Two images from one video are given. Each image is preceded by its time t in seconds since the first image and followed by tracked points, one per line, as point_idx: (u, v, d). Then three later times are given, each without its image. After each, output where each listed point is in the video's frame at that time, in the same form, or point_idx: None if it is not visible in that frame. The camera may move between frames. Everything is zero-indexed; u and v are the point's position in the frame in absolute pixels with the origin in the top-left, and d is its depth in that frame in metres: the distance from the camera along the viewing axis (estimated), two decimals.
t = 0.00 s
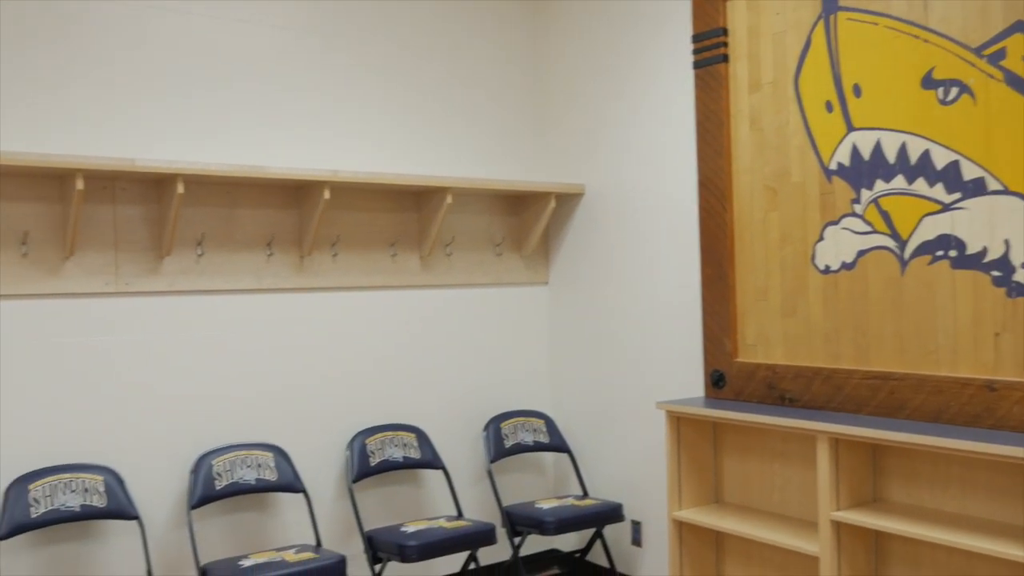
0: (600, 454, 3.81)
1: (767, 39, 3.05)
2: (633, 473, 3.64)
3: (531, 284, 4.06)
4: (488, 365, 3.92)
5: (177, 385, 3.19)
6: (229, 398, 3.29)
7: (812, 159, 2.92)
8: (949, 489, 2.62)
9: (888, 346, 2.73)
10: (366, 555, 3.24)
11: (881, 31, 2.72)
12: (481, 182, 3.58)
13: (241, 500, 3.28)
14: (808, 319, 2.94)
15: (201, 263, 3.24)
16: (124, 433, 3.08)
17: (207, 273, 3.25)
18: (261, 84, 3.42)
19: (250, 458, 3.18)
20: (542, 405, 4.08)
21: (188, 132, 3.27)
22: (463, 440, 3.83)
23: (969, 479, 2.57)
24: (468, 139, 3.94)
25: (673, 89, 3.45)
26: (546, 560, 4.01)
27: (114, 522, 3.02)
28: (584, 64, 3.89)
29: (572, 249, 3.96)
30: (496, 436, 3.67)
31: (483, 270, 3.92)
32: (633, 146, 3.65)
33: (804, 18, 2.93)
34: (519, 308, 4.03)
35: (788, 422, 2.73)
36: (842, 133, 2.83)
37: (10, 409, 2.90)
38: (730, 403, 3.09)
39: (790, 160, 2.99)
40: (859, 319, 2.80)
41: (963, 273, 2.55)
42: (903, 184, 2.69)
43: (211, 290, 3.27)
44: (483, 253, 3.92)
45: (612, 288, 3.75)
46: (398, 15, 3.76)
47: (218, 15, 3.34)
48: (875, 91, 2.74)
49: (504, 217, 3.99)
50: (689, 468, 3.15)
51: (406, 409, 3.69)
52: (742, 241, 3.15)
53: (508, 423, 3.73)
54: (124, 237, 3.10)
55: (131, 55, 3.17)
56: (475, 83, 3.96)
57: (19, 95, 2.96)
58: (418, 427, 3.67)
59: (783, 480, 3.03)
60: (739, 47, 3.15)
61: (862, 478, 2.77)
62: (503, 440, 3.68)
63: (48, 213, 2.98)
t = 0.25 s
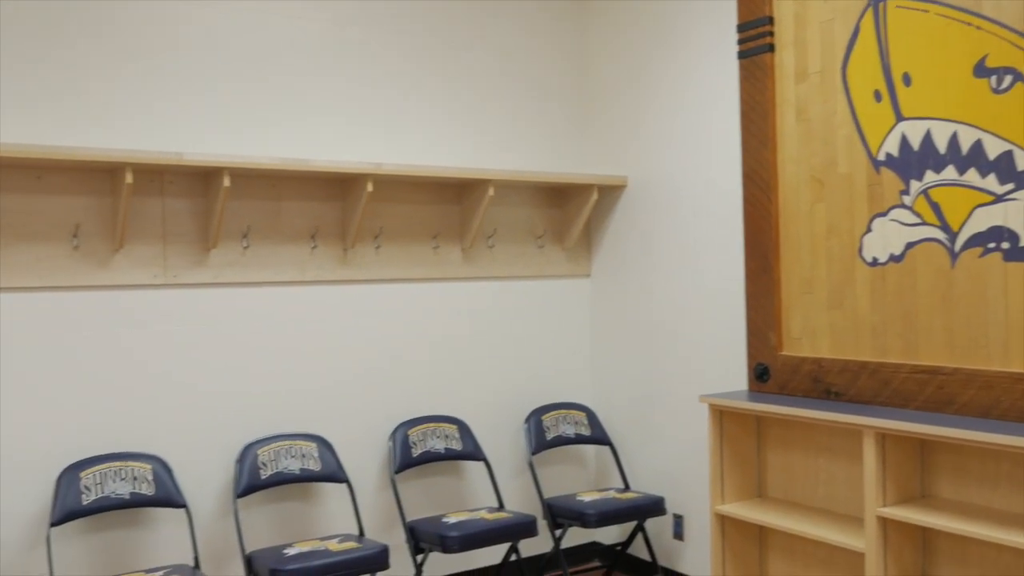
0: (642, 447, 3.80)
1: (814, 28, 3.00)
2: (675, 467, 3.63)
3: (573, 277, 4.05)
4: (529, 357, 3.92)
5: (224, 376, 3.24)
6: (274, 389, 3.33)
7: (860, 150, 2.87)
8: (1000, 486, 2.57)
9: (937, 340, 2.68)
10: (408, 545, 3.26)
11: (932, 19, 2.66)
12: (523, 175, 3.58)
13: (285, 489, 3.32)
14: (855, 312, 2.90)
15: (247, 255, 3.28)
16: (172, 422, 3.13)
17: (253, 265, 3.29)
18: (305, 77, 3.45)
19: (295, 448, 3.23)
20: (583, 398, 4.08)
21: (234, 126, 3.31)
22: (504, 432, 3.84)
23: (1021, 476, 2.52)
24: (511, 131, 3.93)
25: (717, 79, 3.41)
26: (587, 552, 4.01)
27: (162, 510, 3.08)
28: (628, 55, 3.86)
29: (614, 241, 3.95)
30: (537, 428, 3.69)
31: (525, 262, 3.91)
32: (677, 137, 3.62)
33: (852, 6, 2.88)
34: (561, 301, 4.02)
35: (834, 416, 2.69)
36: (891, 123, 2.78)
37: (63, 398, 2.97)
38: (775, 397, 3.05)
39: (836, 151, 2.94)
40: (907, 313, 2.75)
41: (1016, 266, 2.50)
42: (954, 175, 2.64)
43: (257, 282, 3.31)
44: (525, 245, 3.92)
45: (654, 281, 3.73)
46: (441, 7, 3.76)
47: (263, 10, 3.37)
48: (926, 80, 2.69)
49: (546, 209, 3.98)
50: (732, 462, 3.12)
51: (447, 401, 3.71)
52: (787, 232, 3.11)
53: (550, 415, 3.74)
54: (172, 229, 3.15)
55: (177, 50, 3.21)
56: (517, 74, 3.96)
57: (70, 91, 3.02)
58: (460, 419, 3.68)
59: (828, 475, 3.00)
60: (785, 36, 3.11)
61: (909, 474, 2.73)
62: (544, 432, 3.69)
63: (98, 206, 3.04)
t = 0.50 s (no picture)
0: (678, 439, 3.78)
1: (855, 16, 2.95)
2: (712, 459, 3.60)
3: (608, 268, 4.04)
4: (565, 348, 3.92)
5: (262, 366, 3.27)
6: (312, 379, 3.36)
7: (902, 140, 2.83)
8: None
9: (980, 333, 2.63)
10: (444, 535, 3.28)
11: (978, 5, 2.61)
12: (559, 165, 3.57)
13: (323, 478, 3.35)
14: (896, 304, 2.86)
15: (285, 246, 3.31)
16: (212, 411, 3.17)
17: (291, 256, 3.32)
18: (342, 69, 3.47)
19: (332, 437, 3.24)
20: (619, 389, 4.07)
21: (272, 118, 3.33)
22: (540, 424, 3.84)
23: None
24: (547, 122, 3.92)
25: (756, 69, 3.38)
26: (623, 544, 4.00)
27: (202, 497, 3.12)
28: (665, 44, 3.83)
29: (651, 232, 3.93)
30: (573, 420, 3.67)
31: (561, 253, 3.91)
32: (714, 127, 3.59)
33: None
34: (597, 292, 4.01)
35: (874, 409, 2.66)
36: (934, 112, 2.73)
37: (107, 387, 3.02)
38: (813, 390, 3.02)
39: (878, 140, 2.90)
40: (950, 305, 2.71)
41: None
42: (999, 164, 2.59)
43: (294, 273, 3.33)
44: (560, 236, 3.91)
45: (691, 272, 3.71)
46: None
47: (300, 2, 3.38)
48: (970, 68, 2.63)
49: (581, 200, 3.97)
50: (770, 455, 3.10)
51: (483, 391, 3.72)
52: (826, 223, 3.07)
53: (585, 407, 3.73)
54: (212, 220, 3.19)
55: (216, 43, 3.24)
56: (553, 65, 3.94)
57: (111, 84, 3.06)
58: (496, 410, 3.69)
59: (867, 469, 2.96)
60: (825, 24, 3.06)
61: (951, 468, 2.69)
62: (580, 424, 3.68)
63: (139, 198, 3.08)
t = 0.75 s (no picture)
0: (714, 431, 3.76)
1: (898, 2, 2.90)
2: (748, 452, 3.58)
3: (644, 259, 4.02)
4: (600, 340, 3.91)
5: (299, 356, 3.31)
6: (348, 369, 3.39)
7: (945, 129, 2.77)
8: None
9: None
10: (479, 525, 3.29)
11: None
12: (595, 156, 3.56)
13: (359, 467, 3.38)
14: (938, 295, 2.81)
15: (322, 237, 3.33)
16: (250, 400, 3.21)
17: (328, 247, 3.34)
18: (378, 61, 3.48)
19: (368, 427, 3.26)
20: (654, 381, 4.05)
21: (309, 110, 3.36)
22: (575, 415, 3.83)
23: None
24: (582, 112, 3.91)
25: (795, 57, 3.33)
26: (658, 536, 3.99)
27: (241, 485, 3.16)
28: (702, 33, 3.80)
29: (687, 223, 3.90)
30: (608, 412, 3.66)
31: (596, 244, 3.89)
32: (753, 116, 3.55)
33: None
34: (632, 283, 3.99)
35: (915, 403, 2.62)
36: (979, 100, 2.68)
37: (148, 375, 3.07)
38: (852, 383, 2.99)
39: (920, 129, 2.85)
40: (994, 297, 2.66)
41: None
42: None
43: (331, 264, 3.36)
44: (596, 227, 3.89)
45: (728, 263, 3.68)
46: None
47: None
48: (1017, 55, 2.57)
49: (618, 191, 3.95)
50: (808, 448, 3.07)
51: (518, 382, 3.72)
52: (867, 214, 3.03)
53: (620, 399, 3.71)
54: (250, 212, 3.22)
55: (254, 35, 3.26)
56: (589, 55, 3.92)
57: (152, 77, 3.10)
58: (531, 401, 3.69)
59: (908, 463, 2.92)
60: (867, 11, 3.01)
61: (994, 463, 2.64)
62: (615, 416, 3.66)
63: (179, 189, 3.12)
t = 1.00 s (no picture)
0: (755, 426, 3.72)
1: None
2: (789, 447, 3.54)
3: (684, 252, 3.99)
4: (639, 332, 3.89)
5: (339, 347, 3.34)
6: (387, 360, 3.41)
7: (994, 118, 2.71)
8: None
9: None
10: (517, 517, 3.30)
11: None
12: (634, 148, 3.53)
13: (398, 458, 3.41)
14: (985, 289, 2.75)
15: (361, 230, 3.36)
16: (291, 391, 3.25)
17: (367, 240, 3.37)
18: (416, 55, 3.49)
19: (407, 419, 3.28)
20: (694, 374, 4.02)
21: (349, 103, 3.38)
22: (613, 408, 3.82)
23: None
24: (622, 104, 3.88)
25: (839, 46, 3.28)
26: (697, 531, 3.97)
27: (282, 475, 3.20)
28: (744, 23, 3.75)
29: (728, 215, 3.86)
30: (647, 405, 3.65)
31: (636, 237, 3.87)
32: (795, 106, 3.50)
33: None
34: (672, 276, 3.97)
35: (961, 398, 2.57)
36: None
37: (191, 365, 3.12)
38: (896, 378, 2.94)
39: (968, 120, 2.78)
40: None
41: None
42: None
43: (371, 256, 3.38)
44: (635, 220, 3.87)
45: (769, 256, 3.64)
46: None
47: None
48: None
49: (657, 183, 3.92)
50: (850, 444, 3.03)
51: (556, 375, 3.71)
52: (912, 206, 2.97)
53: (659, 392, 3.69)
54: (291, 205, 3.25)
55: (295, 29, 3.29)
56: (629, 46, 3.90)
57: (194, 71, 3.14)
58: (569, 393, 3.69)
59: (953, 460, 2.87)
60: None
61: None
62: (654, 409, 3.65)
63: (221, 182, 3.16)
